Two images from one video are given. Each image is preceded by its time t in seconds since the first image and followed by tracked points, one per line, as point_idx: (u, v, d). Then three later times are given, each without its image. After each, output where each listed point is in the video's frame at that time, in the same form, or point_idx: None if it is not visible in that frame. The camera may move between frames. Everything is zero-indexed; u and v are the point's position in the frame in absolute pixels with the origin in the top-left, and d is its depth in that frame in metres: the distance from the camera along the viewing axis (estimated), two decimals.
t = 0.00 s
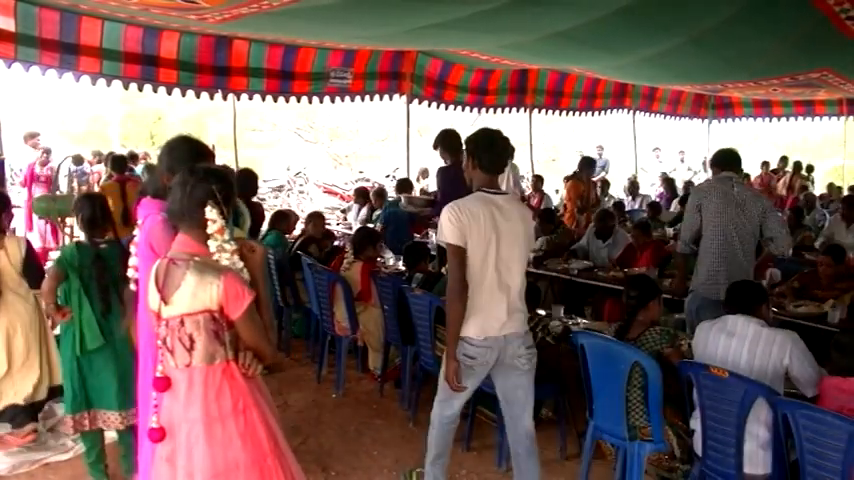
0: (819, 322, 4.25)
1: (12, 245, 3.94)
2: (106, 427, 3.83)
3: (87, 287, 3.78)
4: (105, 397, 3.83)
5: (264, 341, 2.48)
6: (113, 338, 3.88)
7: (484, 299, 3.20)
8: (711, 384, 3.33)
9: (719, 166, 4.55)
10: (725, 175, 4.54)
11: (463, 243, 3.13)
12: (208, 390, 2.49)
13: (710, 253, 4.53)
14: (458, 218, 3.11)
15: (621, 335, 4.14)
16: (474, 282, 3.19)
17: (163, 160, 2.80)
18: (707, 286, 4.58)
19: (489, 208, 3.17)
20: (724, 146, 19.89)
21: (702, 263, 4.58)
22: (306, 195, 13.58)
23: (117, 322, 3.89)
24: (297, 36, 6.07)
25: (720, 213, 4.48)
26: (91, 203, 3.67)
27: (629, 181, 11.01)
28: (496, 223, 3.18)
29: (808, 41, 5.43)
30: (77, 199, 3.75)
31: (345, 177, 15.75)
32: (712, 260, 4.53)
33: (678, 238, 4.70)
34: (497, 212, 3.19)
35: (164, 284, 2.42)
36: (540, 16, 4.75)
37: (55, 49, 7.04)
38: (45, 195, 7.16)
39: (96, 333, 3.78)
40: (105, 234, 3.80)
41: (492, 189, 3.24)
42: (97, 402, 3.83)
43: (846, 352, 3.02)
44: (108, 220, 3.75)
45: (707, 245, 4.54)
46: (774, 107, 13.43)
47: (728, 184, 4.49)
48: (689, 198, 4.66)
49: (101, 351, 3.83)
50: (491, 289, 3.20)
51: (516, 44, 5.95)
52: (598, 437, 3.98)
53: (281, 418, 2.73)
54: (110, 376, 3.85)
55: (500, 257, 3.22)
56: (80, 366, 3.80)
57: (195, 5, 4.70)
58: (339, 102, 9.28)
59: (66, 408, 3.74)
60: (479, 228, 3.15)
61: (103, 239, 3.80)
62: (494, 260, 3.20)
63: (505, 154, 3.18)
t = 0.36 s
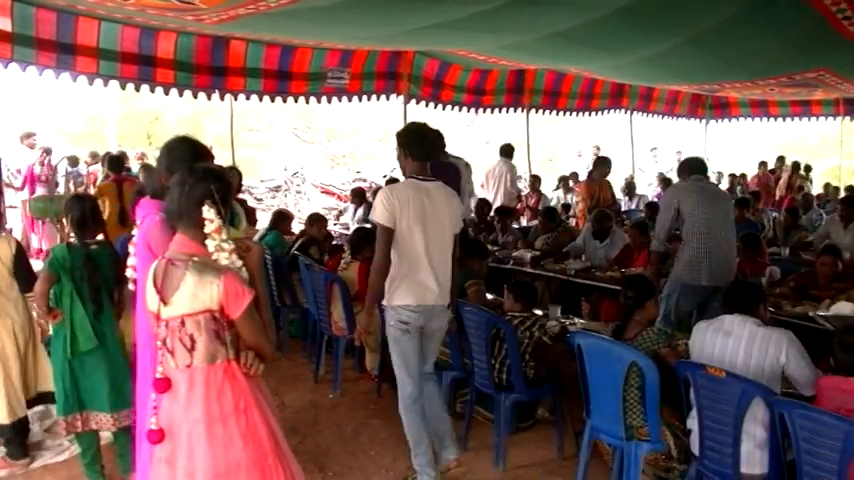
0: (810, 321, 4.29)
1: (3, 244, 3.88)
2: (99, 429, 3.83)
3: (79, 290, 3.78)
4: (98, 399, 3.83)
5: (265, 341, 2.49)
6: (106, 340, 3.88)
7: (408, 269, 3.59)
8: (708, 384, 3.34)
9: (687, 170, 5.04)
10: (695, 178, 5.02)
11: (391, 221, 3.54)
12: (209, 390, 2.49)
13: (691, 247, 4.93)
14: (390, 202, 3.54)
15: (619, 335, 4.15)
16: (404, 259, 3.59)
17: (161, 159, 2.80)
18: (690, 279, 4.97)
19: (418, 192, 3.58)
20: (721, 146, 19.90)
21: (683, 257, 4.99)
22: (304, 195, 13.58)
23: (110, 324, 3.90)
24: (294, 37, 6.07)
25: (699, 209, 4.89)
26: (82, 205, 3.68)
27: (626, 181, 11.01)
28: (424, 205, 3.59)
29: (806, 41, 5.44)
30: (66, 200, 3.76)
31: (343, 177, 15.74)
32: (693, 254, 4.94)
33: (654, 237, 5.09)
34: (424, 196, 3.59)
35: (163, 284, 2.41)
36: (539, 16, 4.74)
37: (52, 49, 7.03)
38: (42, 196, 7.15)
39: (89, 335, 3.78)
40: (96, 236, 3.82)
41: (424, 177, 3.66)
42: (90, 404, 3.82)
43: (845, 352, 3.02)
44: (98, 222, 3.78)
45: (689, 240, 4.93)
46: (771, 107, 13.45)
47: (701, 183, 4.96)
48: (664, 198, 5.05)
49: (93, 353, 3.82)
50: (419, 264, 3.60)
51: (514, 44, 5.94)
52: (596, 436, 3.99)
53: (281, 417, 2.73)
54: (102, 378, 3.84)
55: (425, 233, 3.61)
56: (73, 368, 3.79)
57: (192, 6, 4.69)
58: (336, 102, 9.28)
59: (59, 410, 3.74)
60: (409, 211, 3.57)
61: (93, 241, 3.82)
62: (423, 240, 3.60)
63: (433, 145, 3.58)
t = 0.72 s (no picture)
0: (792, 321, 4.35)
1: None
2: (89, 430, 3.83)
3: (64, 291, 3.77)
4: (86, 400, 3.83)
5: (260, 341, 2.49)
6: (93, 341, 3.86)
7: (355, 261, 3.97)
8: (701, 384, 3.35)
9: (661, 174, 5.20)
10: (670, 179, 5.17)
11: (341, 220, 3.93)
12: (203, 390, 2.49)
13: (673, 244, 5.04)
14: (340, 201, 3.92)
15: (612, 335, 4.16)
16: (353, 253, 3.97)
17: (155, 160, 2.80)
18: (674, 280, 5.09)
19: (365, 191, 3.96)
20: (714, 146, 19.94)
21: (666, 256, 5.10)
22: (297, 195, 13.56)
23: (96, 324, 3.88)
24: (288, 37, 6.06)
25: (676, 208, 5.02)
26: (67, 204, 3.71)
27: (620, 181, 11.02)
28: (370, 204, 3.98)
29: (798, 41, 5.46)
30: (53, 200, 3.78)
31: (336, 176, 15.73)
32: (675, 251, 5.04)
33: (634, 238, 5.24)
34: (371, 196, 3.98)
35: (157, 284, 2.41)
36: (534, 16, 4.75)
37: (45, 48, 7.01)
38: (34, 196, 7.14)
39: (76, 336, 3.77)
40: (80, 237, 3.81)
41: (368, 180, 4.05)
42: (80, 404, 3.82)
43: (840, 352, 3.03)
44: (82, 222, 3.77)
45: (670, 238, 5.05)
46: (763, 107, 13.50)
47: (675, 184, 5.10)
48: (642, 201, 5.20)
49: (82, 354, 3.82)
50: (367, 257, 3.97)
51: (509, 44, 5.95)
52: (589, 436, 4.00)
53: (275, 417, 2.73)
54: (89, 378, 3.84)
55: (372, 230, 3.99)
56: (62, 369, 3.79)
57: (185, 6, 4.68)
58: (331, 102, 9.27)
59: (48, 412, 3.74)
60: (356, 209, 3.95)
61: (78, 242, 3.81)
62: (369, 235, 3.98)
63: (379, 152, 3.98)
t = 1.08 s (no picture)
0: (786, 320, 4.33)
1: None
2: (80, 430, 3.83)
3: (58, 293, 3.75)
4: (75, 399, 3.82)
5: (254, 342, 2.49)
6: (84, 341, 3.85)
7: (317, 247, 4.21)
8: (694, 383, 3.36)
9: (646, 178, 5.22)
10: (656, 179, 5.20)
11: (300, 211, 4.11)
12: (195, 390, 2.49)
13: (660, 244, 5.05)
14: (296, 194, 4.09)
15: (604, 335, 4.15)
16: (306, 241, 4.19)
17: (147, 160, 2.79)
18: (659, 282, 5.12)
19: (317, 183, 4.16)
20: (707, 145, 19.97)
21: (652, 257, 5.11)
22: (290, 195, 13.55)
23: (87, 324, 3.87)
24: (281, 37, 6.06)
25: (663, 207, 5.03)
26: (58, 205, 3.68)
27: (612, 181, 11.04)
28: (322, 196, 4.19)
29: (790, 41, 5.48)
30: (44, 202, 3.77)
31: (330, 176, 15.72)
32: (662, 251, 5.06)
33: (624, 242, 5.27)
34: (324, 187, 4.19)
35: (149, 284, 2.41)
36: (526, 16, 4.76)
37: (36, 48, 7.00)
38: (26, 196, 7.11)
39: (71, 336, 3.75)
40: (74, 237, 3.81)
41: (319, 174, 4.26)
42: (68, 404, 3.82)
43: (833, 351, 3.04)
44: (75, 222, 3.77)
45: (657, 239, 5.07)
46: (756, 107, 13.54)
47: (662, 184, 5.13)
48: (629, 203, 5.23)
49: (74, 354, 3.82)
50: (321, 244, 4.20)
51: (502, 44, 5.96)
52: (582, 435, 4.01)
53: (268, 417, 2.74)
54: (79, 378, 3.83)
55: (326, 218, 4.22)
56: (56, 368, 3.80)
57: (177, 6, 4.68)
58: (324, 102, 9.26)
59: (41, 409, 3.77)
60: (310, 200, 4.15)
61: (72, 242, 3.80)
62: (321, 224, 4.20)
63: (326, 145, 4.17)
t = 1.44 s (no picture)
0: (794, 319, 4.30)
1: None
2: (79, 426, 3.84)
3: (56, 288, 3.74)
4: (77, 396, 3.83)
5: (247, 342, 2.49)
6: (84, 339, 3.86)
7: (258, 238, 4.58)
8: (686, 382, 3.36)
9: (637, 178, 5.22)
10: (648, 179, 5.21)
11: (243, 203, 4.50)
12: (188, 391, 2.48)
13: (651, 244, 5.06)
14: (241, 188, 4.49)
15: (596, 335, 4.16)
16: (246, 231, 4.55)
17: (138, 161, 2.78)
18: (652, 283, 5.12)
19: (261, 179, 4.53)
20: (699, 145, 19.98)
21: (643, 257, 5.12)
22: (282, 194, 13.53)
23: (88, 322, 3.87)
24: (274, 37, 6.06)
25: (654, 207, 5.04)
26: (58, 204, 3.71)
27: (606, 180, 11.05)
28: (265, 189, 4.56)
29: (781, 40, 5.50)
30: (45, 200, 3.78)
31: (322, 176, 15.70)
32: (653, 251, 5.07)
33: (614, 239, 5.28)
34: (267, 182, 4.57)
35: (141, 284, 2.39)
36: (519, 15, 4.76)
37: (27, 48, 6.99)
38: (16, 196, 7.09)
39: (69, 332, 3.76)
40: (73, 234, 3.79)
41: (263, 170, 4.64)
42: (69, 400, 3.83)
43: (824, 350, 3.04)
44: (75, 221, 3.77)
45: (647, 239, 5.07)
46: (747, 107, 13.56)
47: (654, 184, 5.14)
48: (620, 203, 5.24)
49: (73, 350, 3.82)
50: (261, 234, 4.56)
51: (494, 44, 5.96)
52: (574, 435, 4.01)
53: (260, 417, 2.73)
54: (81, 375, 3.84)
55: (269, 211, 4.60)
56: (53, 365, 3.80)
57: (169, 6, 4.67)
58: (316, 102, 9.26)
59: (37, 405, 3.78)
60: (255, 194, 4.54)
61: (71, 240, 3.79)
62: (261, 215, 4.56)
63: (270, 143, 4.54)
